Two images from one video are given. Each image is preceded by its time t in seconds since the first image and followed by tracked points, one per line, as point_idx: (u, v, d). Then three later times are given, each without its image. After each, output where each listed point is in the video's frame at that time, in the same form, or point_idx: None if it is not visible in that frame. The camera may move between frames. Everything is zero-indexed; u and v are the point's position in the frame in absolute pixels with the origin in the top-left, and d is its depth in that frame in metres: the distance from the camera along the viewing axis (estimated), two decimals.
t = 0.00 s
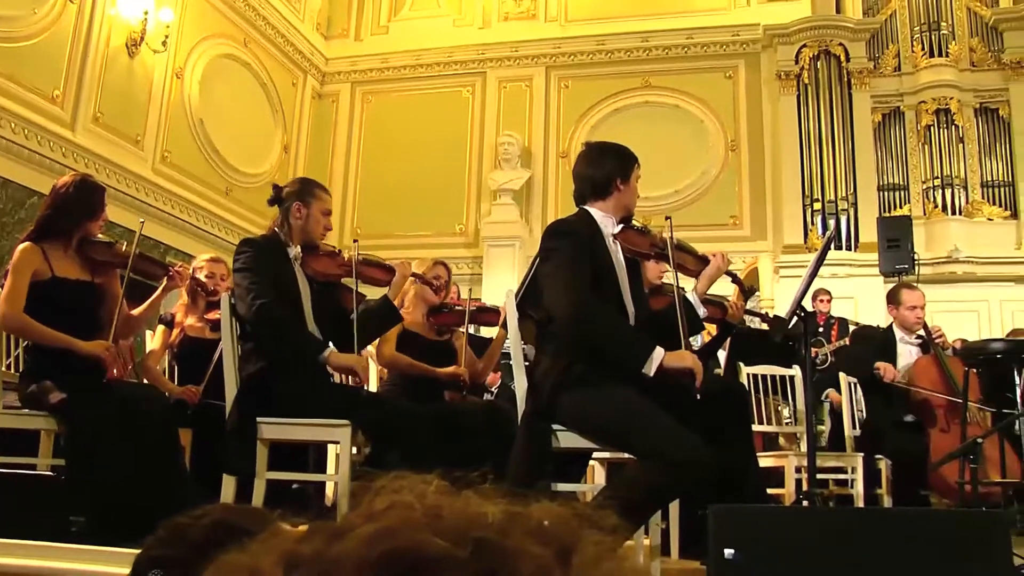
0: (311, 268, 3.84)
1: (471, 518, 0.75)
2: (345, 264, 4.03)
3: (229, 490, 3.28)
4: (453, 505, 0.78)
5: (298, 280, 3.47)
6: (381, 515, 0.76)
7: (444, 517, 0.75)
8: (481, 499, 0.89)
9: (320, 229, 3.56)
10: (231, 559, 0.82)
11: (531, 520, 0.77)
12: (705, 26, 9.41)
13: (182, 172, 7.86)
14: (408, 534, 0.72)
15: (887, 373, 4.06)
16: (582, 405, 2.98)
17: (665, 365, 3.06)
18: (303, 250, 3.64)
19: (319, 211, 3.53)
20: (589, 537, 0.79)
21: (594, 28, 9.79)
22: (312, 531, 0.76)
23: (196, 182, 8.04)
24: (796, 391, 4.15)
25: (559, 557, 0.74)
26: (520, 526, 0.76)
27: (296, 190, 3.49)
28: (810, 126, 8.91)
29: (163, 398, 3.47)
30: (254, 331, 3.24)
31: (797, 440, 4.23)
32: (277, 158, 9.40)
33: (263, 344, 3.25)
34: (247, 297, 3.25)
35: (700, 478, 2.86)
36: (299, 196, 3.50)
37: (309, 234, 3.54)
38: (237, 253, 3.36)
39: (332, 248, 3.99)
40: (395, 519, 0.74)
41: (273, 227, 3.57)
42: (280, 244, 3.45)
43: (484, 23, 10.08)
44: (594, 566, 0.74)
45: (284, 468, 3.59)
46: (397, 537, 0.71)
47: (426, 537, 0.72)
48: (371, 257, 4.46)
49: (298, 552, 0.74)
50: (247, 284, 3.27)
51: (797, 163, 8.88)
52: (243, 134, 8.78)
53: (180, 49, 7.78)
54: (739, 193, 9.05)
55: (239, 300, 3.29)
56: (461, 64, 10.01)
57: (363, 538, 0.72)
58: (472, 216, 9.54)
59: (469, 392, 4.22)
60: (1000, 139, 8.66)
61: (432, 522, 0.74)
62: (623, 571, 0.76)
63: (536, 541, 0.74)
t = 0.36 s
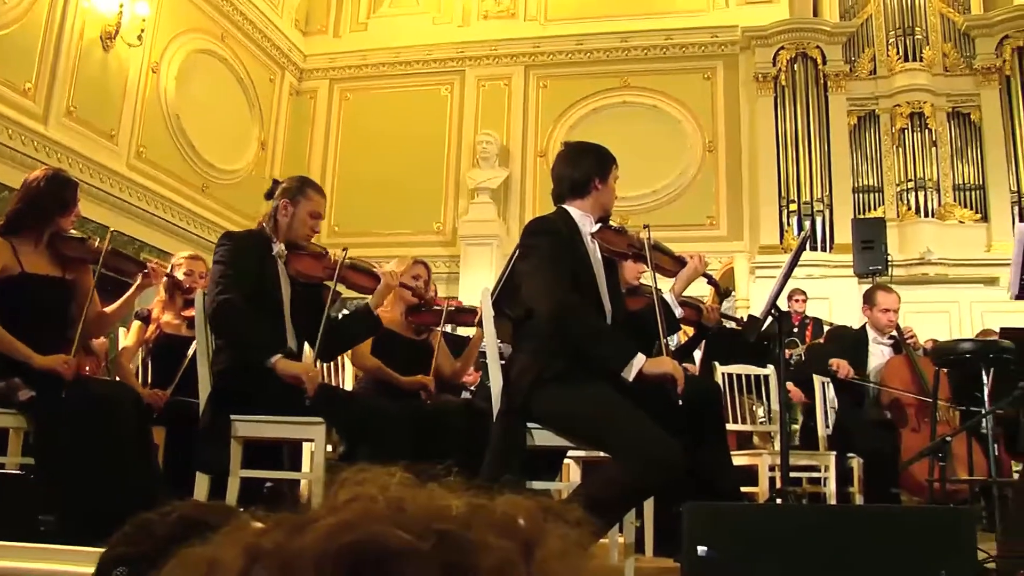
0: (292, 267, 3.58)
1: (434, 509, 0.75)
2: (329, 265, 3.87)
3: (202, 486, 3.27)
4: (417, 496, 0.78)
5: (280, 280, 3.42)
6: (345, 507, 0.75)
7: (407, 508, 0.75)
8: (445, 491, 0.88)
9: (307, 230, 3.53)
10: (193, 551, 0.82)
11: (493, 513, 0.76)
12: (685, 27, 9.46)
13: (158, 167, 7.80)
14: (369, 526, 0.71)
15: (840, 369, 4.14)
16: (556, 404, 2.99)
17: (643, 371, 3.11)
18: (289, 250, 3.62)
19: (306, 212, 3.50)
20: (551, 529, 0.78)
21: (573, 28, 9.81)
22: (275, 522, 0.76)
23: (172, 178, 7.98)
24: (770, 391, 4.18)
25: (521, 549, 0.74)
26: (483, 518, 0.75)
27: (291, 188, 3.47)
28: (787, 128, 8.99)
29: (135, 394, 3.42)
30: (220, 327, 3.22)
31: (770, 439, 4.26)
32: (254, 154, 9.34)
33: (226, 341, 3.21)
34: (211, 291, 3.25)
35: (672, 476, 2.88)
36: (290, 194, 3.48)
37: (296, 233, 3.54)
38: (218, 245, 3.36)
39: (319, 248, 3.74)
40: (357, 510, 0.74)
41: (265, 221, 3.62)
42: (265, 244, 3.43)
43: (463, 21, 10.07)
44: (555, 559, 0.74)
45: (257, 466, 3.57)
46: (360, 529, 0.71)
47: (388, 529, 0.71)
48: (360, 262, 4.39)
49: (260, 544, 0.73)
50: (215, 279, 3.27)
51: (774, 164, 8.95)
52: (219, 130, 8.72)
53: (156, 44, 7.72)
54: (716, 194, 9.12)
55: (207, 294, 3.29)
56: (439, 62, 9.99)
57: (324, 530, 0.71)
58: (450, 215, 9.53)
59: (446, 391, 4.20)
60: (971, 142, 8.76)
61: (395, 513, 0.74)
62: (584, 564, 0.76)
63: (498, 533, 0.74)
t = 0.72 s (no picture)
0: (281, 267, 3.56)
1: (401, 503, 0.73)
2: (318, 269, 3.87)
3: (174, 483, 3.26)
4: (386, 490, 0.76)
5: (267, 278, 3.40)
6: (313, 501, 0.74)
7: (375, 503, 0.74)
8: (413, 485, 0.87)
9: (299, 230, 3.52)
10: (159, 547, 0.79)
11: (462, 507, 0.75)
12: (662, 28, 9.49)
13: (132, 163, 7.73)
14: (336, 520, 0.70)
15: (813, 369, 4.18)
16: (532, 402, 2.99)
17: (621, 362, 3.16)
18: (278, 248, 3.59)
19: (299, 212, 3.48)
20: (519, 523, 0.77)
21: (551, 28, 9.82)
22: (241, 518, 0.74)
23: (145, 174, 7.92)
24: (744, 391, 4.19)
25: (489, 545, 0.72)
26: (452, 513, 0.74)
27: (288, 187, 3.46)
28: (762, 129, 9.03)
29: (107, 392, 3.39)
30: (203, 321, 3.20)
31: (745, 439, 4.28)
32: (230, 151, 9.28)
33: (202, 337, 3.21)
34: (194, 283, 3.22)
35: (647, 474, 2.88)
36: (285, 193, 3.47)
37: (287, 233, 3.53)
38: (208, 237, 3.34)
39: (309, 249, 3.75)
40: (325, 505, 0.72)
41: (256, 217, 3.59)
42: (257, 243, 3.40)
43: (441, 20, 10.07)
44: (524, 553, 0.73)
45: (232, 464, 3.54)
46: (328, 523, 0.69)
47: (356, 524, 0.70)
48: (349, 268, 4.19)
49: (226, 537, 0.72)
50: (200, 272, 3.24)
51: (750, 166, 8.99)
52: (195, 126, 8.66)
53: (131, 38, 7.65)
54: (692, 194, 9.15)
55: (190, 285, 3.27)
56: (417, 60, 9.97)
57: (291, 525, 0.70)
58: (426, 214, 9.51)
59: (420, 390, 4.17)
60: (944, 146, 8.84)
61: (364, 508, 0.72)
62: (552, 558, 0.74)
63: (467, 527, 0.73)
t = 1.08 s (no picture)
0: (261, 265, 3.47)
1: (367, 501, 0.73)
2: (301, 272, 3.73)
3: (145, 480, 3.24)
4: (351, 487, 0.76)
5: (249, 276, 3.38)
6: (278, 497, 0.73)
7: (341, 501, 0.73)
8: (379, 484, 0.87)
9: (280, 230, 3.49)
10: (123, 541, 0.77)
11: (428, 506, 0.75)
12: (638, 29, 9.52)
13: (105, 159, 7.66)
14: (301, 518, 0.69)
15: (798, 374, 4.23)
16: (503, 402, 3.00)
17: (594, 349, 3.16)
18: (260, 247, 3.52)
19: (281, 211, 3.45)
20: (485, 522, 0.77)
21: (527, 27, 9.83)
22: (204, 514, 0.72)
23: (118, 171, 7.84)
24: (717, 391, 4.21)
25: (455, 544, 0.72)
26: (416, 512, 0.73)
27: (274, 189, 3.42)
28: (737, 131, 9.08)
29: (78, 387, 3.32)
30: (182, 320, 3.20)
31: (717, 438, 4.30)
32: (204, 148, 9.23)
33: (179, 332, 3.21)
34: (177, 281, 3.22)
35: (620, 472, 2.90)
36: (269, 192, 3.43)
37: (269, 232, 3.49)
38: (191, 233, 3.34)
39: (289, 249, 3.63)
40: (290, 503, 0.71)
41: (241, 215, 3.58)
42: (240, 241, 3.39)
43: (418, 18, 10.05)
44: (490, 552, 0.73)
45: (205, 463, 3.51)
46: (293, 521, 0.68)
47: (322, 523, 0.69)
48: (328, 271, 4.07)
49: (193, 535, 0.70)
50: (182, 270, 3.25)
51: (724, 168, 9.04)
52: (169, 122, 8.59)
53: (104, 32, 7.57)
54: (667, 195, 9.19)
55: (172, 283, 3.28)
56: (393, 59, 9.95)
57: (256, 522, 0.69)
58: (400, 212, 9.49)
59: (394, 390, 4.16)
60: (916, 150, 8.95)
61: (329, 506, 0.72)
62: (518, 557, 0.74)
63: (433, 526, 0.72)
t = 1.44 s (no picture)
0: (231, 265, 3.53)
1: (325, 497, 0.71)
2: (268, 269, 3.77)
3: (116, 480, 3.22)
4: (308, 483, 0.74)
5: (216, 273, 3.36)
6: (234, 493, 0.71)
7: (298, 497, 0.72)
8: (337, 478, 0.85)
9: (254, 231, 3.48)
10: (75, 538, 0.75)
11: (387, 502, 0.73)
12: (613, 30, 9.55)
13: (78, 157, 7.61)
14: (258, 514, 0.67)
15: (779, 380, 4.21)
16: (474, 403, 3.00)
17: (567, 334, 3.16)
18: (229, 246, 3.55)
19: (256, 212, 3.43)
20: (443, 518, 0.76)
21: (503, 27, 9.83)
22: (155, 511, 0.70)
23: (92, 168, 7.79)
24: (690, 391, 4.22)
25: (412, 540, 0.71)
26: (375, 507, 0.72)
27: (244, 187, 3.39)
28: (712, 133, 9.11)
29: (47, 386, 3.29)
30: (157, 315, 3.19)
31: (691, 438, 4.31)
32: (177, 145, 9.18)
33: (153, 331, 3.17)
34: (152, 276, 3.21)
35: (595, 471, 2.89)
36: (245, 194, 3.40)
37: (241, 232, 3.48)
38: (160, 231, 3.30)
39: (259, 249, 3.70)
40: (246, 499, 0.70)
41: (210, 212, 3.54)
42: (208, 234, 3.35)
43: (393, 17, 10.04)
44: (448, 548, 0.71)
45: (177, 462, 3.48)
46: (250, 516, 0.67)
47: (278, 518, 0.68)
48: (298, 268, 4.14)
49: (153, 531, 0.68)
50: (157, 264, 3.23)
51: (698, 169, 9.07)
52: (143, 119, 8.55)
53: (76, 29, 7.51)
54: (641, 197, 9.22)
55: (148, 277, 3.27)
56: (369, 58, 9.94)
57: (212, 518, 0.67)
58: (375, 212, 9.46)
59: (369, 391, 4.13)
60: (889, 153, 9.01)
61: (287, 502, 0.70)
62: (476, 553, 0.73)
63: (390, 522, 0.71)
